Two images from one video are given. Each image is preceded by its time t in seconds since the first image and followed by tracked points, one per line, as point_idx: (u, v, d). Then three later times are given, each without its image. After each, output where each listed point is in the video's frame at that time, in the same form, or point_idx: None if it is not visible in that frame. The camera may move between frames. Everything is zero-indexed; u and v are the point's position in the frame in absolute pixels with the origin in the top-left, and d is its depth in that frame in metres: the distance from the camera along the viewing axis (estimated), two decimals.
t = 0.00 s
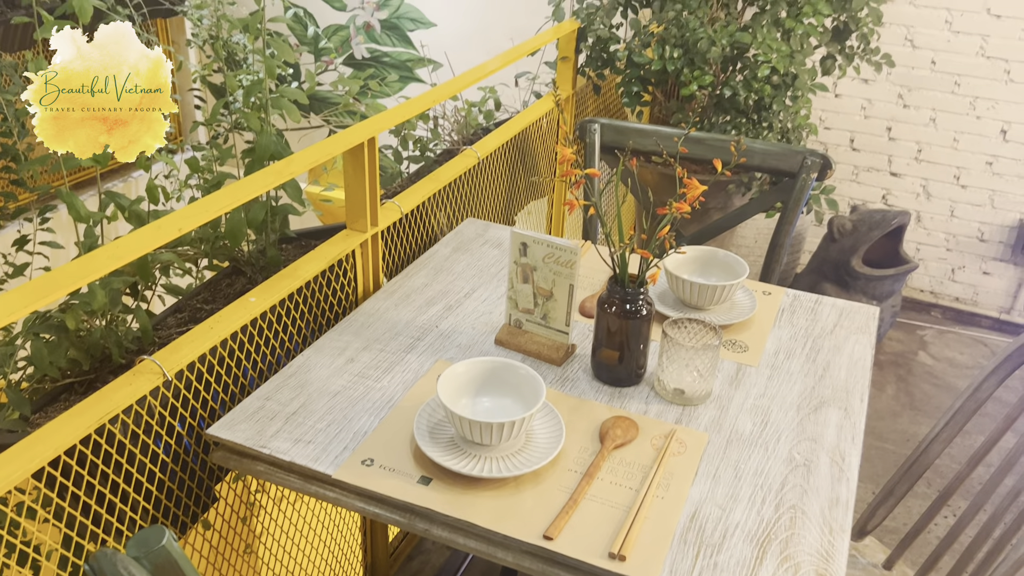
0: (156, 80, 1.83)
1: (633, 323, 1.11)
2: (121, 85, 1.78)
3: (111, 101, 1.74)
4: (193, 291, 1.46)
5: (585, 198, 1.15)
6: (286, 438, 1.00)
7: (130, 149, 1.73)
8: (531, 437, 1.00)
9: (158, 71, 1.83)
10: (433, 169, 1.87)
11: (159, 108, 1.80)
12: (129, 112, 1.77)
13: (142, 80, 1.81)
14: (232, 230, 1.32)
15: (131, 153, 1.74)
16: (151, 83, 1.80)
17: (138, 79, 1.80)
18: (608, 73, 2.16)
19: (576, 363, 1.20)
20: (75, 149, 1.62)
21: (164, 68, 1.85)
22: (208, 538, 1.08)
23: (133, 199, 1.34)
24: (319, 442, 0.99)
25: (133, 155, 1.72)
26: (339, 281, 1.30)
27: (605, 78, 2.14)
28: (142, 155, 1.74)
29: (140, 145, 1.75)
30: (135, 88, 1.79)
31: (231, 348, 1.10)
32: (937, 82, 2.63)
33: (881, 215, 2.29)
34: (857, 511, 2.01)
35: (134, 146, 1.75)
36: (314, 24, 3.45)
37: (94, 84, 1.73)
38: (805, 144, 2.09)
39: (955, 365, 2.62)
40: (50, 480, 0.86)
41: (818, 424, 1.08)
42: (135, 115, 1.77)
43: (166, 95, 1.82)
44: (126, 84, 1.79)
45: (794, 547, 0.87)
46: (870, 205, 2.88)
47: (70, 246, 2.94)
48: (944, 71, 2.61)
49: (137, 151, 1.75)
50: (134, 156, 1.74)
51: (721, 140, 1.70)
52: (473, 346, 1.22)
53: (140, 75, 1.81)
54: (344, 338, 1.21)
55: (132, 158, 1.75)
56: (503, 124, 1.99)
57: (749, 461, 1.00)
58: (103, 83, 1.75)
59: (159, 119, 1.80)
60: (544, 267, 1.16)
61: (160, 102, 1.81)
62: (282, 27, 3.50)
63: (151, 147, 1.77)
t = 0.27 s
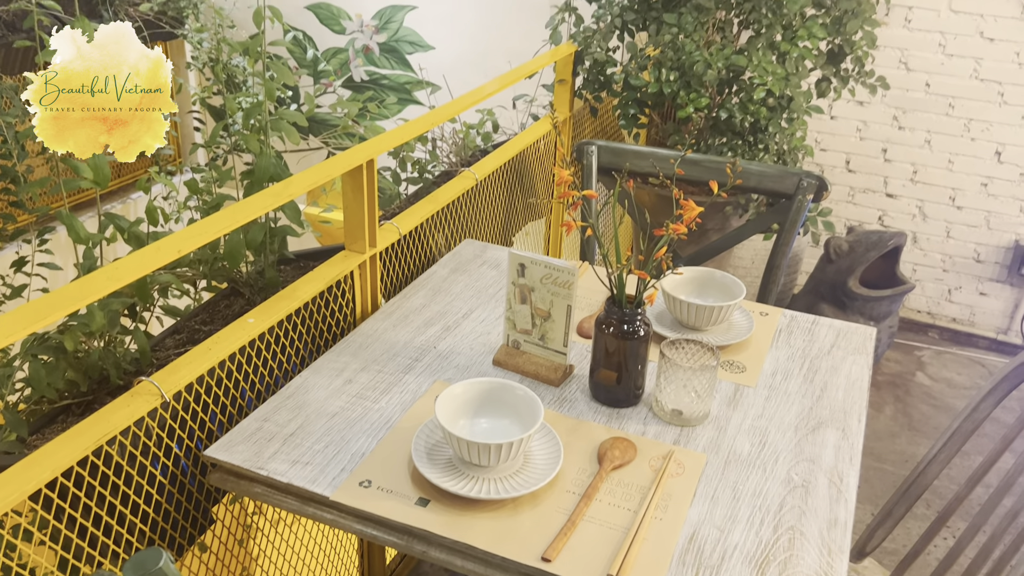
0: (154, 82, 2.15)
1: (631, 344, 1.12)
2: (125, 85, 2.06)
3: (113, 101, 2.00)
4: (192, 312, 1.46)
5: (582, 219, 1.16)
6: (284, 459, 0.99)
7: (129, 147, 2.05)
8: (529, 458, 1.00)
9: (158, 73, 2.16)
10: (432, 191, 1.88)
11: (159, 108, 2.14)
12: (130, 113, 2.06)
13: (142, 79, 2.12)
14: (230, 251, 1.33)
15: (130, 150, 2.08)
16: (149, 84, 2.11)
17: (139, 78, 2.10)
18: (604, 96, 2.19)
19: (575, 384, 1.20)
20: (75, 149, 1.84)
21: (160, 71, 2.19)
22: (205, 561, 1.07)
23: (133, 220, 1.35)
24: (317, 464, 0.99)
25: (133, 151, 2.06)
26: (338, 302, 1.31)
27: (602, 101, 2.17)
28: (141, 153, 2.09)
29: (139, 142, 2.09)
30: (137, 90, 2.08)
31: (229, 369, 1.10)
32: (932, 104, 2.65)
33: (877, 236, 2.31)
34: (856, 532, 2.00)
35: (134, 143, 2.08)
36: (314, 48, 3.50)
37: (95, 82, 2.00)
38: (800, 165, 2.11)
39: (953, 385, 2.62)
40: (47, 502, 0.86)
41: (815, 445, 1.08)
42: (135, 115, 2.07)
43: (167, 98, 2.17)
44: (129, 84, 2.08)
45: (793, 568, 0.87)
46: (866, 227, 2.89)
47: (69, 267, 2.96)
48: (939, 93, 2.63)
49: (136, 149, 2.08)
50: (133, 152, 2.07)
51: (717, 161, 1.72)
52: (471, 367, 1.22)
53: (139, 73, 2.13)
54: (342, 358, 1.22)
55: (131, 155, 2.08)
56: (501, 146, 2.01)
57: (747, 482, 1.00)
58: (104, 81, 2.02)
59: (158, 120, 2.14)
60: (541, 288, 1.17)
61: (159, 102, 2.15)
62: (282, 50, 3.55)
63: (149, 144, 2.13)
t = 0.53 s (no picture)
0: (156, 80, 1.88)
1: (630, 365, 1.12)
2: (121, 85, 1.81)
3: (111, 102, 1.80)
4: (191, 334, 1.47)
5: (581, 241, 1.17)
6: (283, 481, 0.99)
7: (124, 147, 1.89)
8: (528, 480, 1.00)
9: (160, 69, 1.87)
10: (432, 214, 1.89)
11: (158, 106, 1.91)
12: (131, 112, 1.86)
13: (141, 77, 1.85)
14: (231, 272, 1.34)
15: (130, 150, 1.94)
16: (152, 83, 1.86)
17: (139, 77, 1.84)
18: (603, 119, 2.22)
19: (574, 406, 1.20)
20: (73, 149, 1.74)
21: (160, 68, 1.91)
22: None
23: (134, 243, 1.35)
24: (316, 486, 0.99)
25: (133, 151, 1.93)
26: (337, 323, 1.31)
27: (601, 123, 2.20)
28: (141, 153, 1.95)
29: (139, 144, 1.93)
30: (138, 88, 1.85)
31: (229, 391, 1.10)
32: (927, 126, 2.67)
33: (875, 257, 2.32)
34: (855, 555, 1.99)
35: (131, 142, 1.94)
36: (313, 71, 3.50)
37: (93, 80, 1.79)
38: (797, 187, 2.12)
39: (952, 407, 2.62)
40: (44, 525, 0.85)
41: (814, 466, 1.08)
42: (135, 115, 1.87)
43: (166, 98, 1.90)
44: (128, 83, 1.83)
45: None
46: (864, 248, 2.90)
47: (68, 288, 2.96)
48: (934, 116, 2.65)
49: (137, 149, 1.93)
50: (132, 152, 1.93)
51: (714, 183, 1.73)
52: (470, 388, 1.22)
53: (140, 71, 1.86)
54: (342, 380, 1.22)
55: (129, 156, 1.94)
56: (500, 168, 2.02)
57: (746, 504, 1.00)
58: (101, 78, 1.81)
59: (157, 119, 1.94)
60: (541, 310, 1.17)
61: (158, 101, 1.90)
62: (283, 73, 3.57)
63: (149, 145, 1.97)
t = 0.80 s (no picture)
0: (155, 81, 1.98)
1: (631, 387, 1.12)
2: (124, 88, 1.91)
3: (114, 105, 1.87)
4: (192, 355, 1.47)
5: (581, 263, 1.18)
6: (283, 504, 0.99)
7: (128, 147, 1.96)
8: (529, 502, 1.00)
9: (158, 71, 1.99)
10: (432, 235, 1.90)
11: (158, 106, 2.00)
12: (132, 114, 1.93)
13: (140, 77, 1.95)
14: (232, 294, 1.34)
15: (129, 150, 1.98)
16: (151, 83, 1.95)
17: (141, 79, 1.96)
18: (603, 142, 2.23)
19: (575, 428, 1.19)
20: (74, 149, 1.79)
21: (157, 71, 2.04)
22: None
23: (136, 265, 1.35)
24: (316, 509, 0.98)
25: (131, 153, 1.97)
26: (338, 345, 1.31)
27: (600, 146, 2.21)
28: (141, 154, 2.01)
29: (139, 144, 1.96)
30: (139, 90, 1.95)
31: (229, 413, 1.10)
32: (925, 149, 2.68)
33: (873, 279, 2.33)
34: None
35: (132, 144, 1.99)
36: (314, 93, 3.53)
37: (93, 82, 1.86)
38: (797, 209, 2.13)
39: (952, 429, 2.61)
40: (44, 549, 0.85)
41: (816, 489, 1.07)
42: (135, 115, 1.93)
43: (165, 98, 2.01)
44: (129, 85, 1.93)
45: None
46: (863, 269, 2.91)
47: (68, 309, 2.97)
48: (932, 138, 2.66)
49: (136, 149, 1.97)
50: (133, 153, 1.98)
51: (713, 206, 1.74)
52: (471, 411, 1.22)
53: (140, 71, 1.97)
54: (342, 402, 1.21)
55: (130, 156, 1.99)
56: (501, 190, 2.04)
57: (748, 527, 1.00)
58: (101, 80, 1.88)
59: (157, 121, 2.03)
60: (541, 331, 1.17)
61: (158, 102, 2.00)
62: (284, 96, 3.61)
63: (148, 145, 2.02)
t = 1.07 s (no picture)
0: (155, 81, 1.97)
1: (632, 410, 1.12)
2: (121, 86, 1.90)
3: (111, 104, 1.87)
4: (192, 378, 1.47)
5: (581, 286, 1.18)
6: (282, 527, 0.98)
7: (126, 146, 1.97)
8: (531, 526, 0.99)
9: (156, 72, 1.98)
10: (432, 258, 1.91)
11: (161, 107, 1.98)
12: (131, 114, 1.93)
13: (138, 77, 1.96)
14: (233, 316, 1.34)
15: (130, 150, 2.00)
16: (151, 83, 1.94)
17: (138, 78, 1.94)
18: (603, 164, 2.24)
19: (576, 451, 1.19)
20: (74, 148, 1.85)
21: (157, 71, 2.02)
22: None
23: (137, 287, 1.35)
24: (316, 532, 0.98)
25: (130, 153, 2.01)
26: (339, 368, 1.31)
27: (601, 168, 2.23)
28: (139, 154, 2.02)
29: (138, 143, 1.99)
30: (139, 88, 1.92)
31: (230, 435, 1.10)
32: (924, 171, 2.69)
33: (873, 300, 2.33)
34: None
35: (132, 143, 2.01)
36: (316, 115, 3.55)
37: (94, 80, 1.86)
38: (796, 231, 2.14)
39: (954, 451, 2.60)
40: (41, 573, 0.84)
41: (817, 512, 1.07)
42: (135, 115, 1.93)
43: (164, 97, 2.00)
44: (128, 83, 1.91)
45: None
46: (863, 291, 2.91)
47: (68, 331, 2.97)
48: (930, 160, 2.68)
49: (136, 149, 2.00)
50: (132, 152, 2.00)
51: (713, 227, 1.75)
52: (472, 433, 1.22)
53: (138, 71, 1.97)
54: (342, 425, 1.21)
55: (131, 155, 2.01)
56: (501, 212, 2.04)
57: (750, 551, 0.99)
58: (103, 79, 1.87)
59: (156, 120, 2.00)
60: (542, 353, 1.17)
61: (156, 100, 1.98)
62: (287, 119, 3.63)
63: (149, 145, 2.04)
